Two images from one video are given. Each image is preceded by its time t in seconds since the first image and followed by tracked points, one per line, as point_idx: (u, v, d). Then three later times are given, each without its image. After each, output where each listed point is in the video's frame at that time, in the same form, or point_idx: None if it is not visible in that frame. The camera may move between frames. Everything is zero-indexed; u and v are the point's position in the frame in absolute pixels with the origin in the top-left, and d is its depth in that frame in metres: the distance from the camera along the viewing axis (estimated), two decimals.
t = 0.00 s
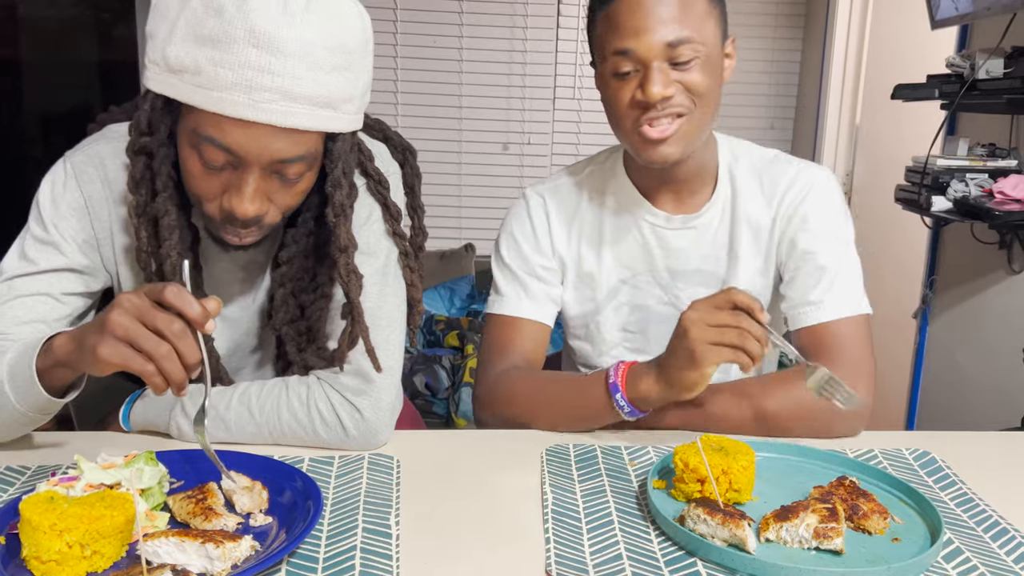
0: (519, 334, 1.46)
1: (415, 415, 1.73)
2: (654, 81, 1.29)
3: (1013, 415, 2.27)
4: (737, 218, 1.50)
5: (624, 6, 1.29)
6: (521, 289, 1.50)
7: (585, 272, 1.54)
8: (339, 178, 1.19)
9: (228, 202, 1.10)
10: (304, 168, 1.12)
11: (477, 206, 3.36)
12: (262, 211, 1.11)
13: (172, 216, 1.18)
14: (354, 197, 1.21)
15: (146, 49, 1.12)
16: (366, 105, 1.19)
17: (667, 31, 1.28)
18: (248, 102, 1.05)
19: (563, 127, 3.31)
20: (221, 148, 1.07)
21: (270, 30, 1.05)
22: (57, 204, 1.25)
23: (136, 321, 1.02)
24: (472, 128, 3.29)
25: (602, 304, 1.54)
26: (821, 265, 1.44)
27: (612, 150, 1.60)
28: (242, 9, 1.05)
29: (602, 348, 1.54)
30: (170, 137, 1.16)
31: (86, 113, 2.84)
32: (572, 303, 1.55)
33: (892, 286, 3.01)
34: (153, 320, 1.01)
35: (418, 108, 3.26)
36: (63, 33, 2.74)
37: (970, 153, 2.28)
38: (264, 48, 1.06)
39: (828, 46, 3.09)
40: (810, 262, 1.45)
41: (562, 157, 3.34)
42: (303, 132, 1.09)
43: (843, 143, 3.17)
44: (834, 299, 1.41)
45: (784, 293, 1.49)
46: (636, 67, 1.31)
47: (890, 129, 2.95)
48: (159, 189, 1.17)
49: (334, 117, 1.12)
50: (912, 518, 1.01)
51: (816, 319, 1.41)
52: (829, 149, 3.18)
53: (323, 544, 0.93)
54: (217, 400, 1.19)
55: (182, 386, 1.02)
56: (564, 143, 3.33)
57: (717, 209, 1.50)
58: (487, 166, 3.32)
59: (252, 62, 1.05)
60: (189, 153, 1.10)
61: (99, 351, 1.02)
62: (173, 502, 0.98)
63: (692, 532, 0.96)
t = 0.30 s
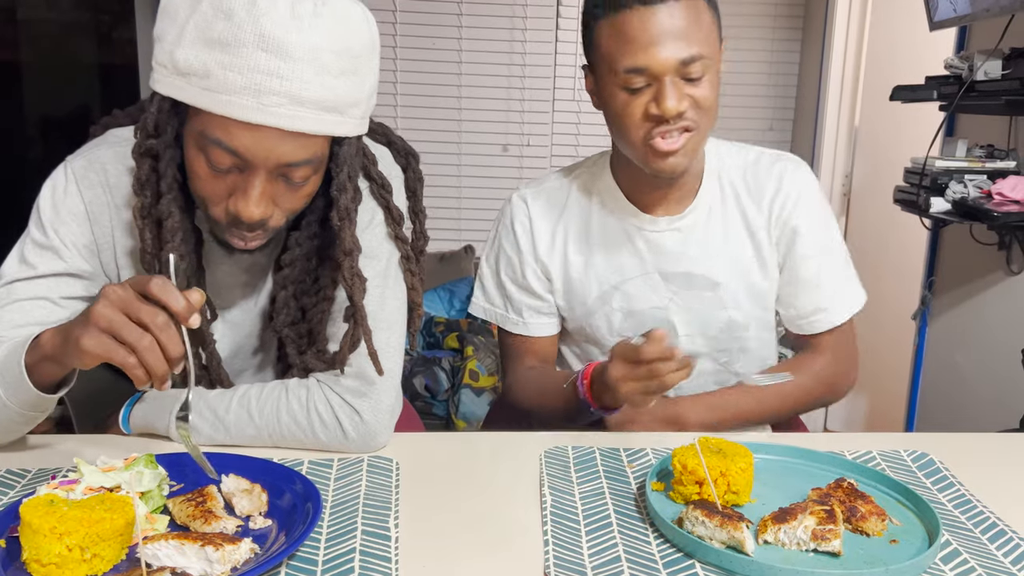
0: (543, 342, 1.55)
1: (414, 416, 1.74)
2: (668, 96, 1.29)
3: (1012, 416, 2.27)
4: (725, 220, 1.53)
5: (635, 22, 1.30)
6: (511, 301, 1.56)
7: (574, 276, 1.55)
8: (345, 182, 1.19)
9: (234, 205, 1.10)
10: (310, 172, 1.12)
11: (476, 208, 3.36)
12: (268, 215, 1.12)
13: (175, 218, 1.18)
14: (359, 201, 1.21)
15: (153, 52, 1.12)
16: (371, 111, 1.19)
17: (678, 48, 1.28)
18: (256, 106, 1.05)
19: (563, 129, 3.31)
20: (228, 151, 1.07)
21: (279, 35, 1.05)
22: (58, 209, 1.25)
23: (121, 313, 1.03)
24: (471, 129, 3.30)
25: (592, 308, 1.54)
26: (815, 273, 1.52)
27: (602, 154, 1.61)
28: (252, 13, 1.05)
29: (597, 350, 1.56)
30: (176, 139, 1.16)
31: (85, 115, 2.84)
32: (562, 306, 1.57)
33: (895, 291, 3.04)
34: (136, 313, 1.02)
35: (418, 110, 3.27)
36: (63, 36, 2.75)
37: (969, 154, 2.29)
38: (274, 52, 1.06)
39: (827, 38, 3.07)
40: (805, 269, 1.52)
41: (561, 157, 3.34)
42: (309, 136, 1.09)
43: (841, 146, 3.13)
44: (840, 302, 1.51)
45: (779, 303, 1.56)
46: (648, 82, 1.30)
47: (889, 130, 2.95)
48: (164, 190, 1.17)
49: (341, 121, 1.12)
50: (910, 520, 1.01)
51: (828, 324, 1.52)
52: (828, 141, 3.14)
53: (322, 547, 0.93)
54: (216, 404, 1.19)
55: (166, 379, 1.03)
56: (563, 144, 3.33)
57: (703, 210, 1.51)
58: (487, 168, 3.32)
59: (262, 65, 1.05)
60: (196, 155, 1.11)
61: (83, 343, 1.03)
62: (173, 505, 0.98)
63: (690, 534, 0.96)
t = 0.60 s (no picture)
0: (541, 342, 1.57)
1: (414, 416, 1.74)
2: (710, 110, 1.29)
3: (1012, 416, 2.27)
4: (730, 218, 1.55)
5: (686, 32, 1.30)
6: (506, 299, 1.55)
7: (578, 272, 1.53)
8: (350, 191, 1.19)
9: (239, 212, 1.10)
10: (315, 180, 1.13)
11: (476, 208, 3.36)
12: (272, 222, 1.12)
13: (182, 223, 1.18)
14: (364, 210, 1.21)
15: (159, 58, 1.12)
16: (376, 120, 1.19)
17: (728, 64, 1.29)
18: (262, 116, 1.05)
19: (563, 130, 3.32)
20: (234, 160, 1.07)
21: (286, 46, 1.06)
22: (59, 210, 1.25)
23: (133, 322, 1.03)
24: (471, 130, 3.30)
25: (596, 304, 1.53)
26: (805, 278, 1.62)
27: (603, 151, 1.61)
28: (260, 25, 1.05)
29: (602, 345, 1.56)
30: (182, 146, 1.16)
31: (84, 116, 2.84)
32: (563, 303, 1.55)
33: (897, 294, 3.11)
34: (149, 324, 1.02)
35: (419, 111, 3.27)
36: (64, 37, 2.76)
37: (969, 155, 2.29)
38: (281, 64, 1.06)
39: (827, 38, 3.01)
40: (798, 275, 1.61)
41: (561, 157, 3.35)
42: (314, 145, 1.10)
43: (842, 148, 3.09)
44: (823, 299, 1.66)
45: (767, 301, 1.66)
46: (691, 93, 1.31)
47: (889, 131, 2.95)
48: (170, 196, 1.17)
49: (346, 131, 1.13)
50: (909, 521, 1.01)
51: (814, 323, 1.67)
52: (829, 146, 3.09)
53: (322, 547, 0.94)
54: (217, 404, 1.19)
55: (171, 392, 1.03)
56: (563, 145, 3.34)
57: (709, 209, 1.52)
58: (488, 168, 3.33)
59: (270, 78, 1.06)
60: (200, 160, 1.11)
61: (93, 349, 1.02)
62: (173, 505, 0.98)
63: (690, 534, 0.96)
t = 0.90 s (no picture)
0: (546, 347, 1.57)
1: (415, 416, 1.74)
2: (742, 124, 1.30)
3: (1014, 417, 2.26)
4: (735, 216, 1.56)
5: (724, 44, 1.30)
6: (513, 301, 1.54)
7: (588, 272, 1.52)
8: (353, 193, 1.19)
9: (242, 214, 1.10)
10: (318, 182, 1.13)
11: (478, 210, 3.36)
12: (274, 224, 1.12)
13: (186, 223, 1.18)
14: (367, 211, 1.21)
15: (164, 60, 1.12)
16: (380, 122, 1.19)
17: (766, 80, 1.29)
18: (266, 119, 1.06)
19: (565, 131, 3.32)
20: (238, 162, 1.08)
21: (291, 49, 1.06)
22: (64, 211, 1.26)
23: (145, 328, 1.03)
24: (473, 131, 3.30)
25: (606, 303, 1.53)
26: (807, 272, 1.65)
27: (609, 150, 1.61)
28: (264, 27, 1.05)
29: (612, 344, 1.55)
30: (186, 147, 1.17)
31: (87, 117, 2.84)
32: (572, 304, 1.54)
33: (897, 294, 3.03)
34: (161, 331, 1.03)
35: (421, 112, 3.27)
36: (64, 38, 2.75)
37: (971, 156, 2.28)
38: (285, 66, 1.06)
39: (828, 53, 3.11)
40: (800, 270, 1.64)
41: (563, 156, 3.35)
42: (317, 148, 1.10)
43: (844, 147, 3.16)
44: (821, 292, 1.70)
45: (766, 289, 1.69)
46: (724, 105, 1.31)
47: (892, 132, 2.96)
48: (173, 197, 1.17)
49: (350, 134, 1.13)
50: (913, 522, 1.01)
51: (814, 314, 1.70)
52: (831, 146, 3.17)
53: (325, 548, 0.94)
54: (220, 405, 1.19)
55: (180, 399, 1.04)
56: (565, 146, 3.34)
57: (717, 208, 1.54)
58: (490, 169, 3.33)
59: (274, 80, 1.06)
60: (204, 162, 1.11)
61: (105, 355, 1.02)
62: (177, 506, 0.98)
63: (693, 536, 0.96)
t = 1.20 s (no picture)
0: (553, 347, 1.57)
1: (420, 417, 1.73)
2: (749, 129, 1.30)
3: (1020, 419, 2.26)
4: (744, 217, 1.55)
5: (739, 47, 1.29)
6: (522, 298, 1.55)
7: (596, 270, 1.52)
8: (358, 192, 1.19)
9: (245, 212, 1.11)
10: (321, 181, 1.13)
11: (482, 210, 3.35)
12: (279, 222, 1.12)
13: (190, 224, 1.18)
14: (372, 210, 1.21)
15: (170, 58, 1.12)
16: (384, 121, 1.19)
17: (777, 86, 1.28)
18: (271, 117, 1.05)
19: (570, 131, 3.32)
20: (241, 160, 1.07)
21: (295, 48, 1.06)
22: (71, 211, 1.26)
23: (161, 339, 1.03)
24: (478, 132, 3.30)
25: (613, 302, 1.53)
26: (815, 279, 1.64)
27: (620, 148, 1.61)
28: (268, 25, 1.05)
29: (618, 343, 1.55)
30: (190, 146, 1.17)
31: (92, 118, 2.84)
32: (579, 302, 1.54)
33: (900, 295, 3.04)
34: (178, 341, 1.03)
35: (425, 112, 3.27)
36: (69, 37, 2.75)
37: (978, 157, 2.27)
38: (289, 65, 1.06)
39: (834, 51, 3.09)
40: (809, 275, 1.63)
41: (568, 157, 3.34)
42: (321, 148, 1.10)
43: (849, 149, 3.14)
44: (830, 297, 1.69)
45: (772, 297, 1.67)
46: (733, 108, 1.31)
47: (898, 133, 2.96)
48: (178, 196, 1.17)
49: (354, 133, 1.13)
50: (921, 525, 1.01)
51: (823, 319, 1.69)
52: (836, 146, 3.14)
53: (331, 549, 0.93)
54: (226, 405, 1.19)
55: (197, 407, 1.04)
56: (570, 146, 3.34)
57: (727, 210, 1.54)
58: (494, 170, 3.33)
59: (278, 78, 1.06)
60: (208, 160, 1.11)
61: (121, 366, 1.02)
62: (183, 506, 0.98)
63: (699, 537, 0.96)
